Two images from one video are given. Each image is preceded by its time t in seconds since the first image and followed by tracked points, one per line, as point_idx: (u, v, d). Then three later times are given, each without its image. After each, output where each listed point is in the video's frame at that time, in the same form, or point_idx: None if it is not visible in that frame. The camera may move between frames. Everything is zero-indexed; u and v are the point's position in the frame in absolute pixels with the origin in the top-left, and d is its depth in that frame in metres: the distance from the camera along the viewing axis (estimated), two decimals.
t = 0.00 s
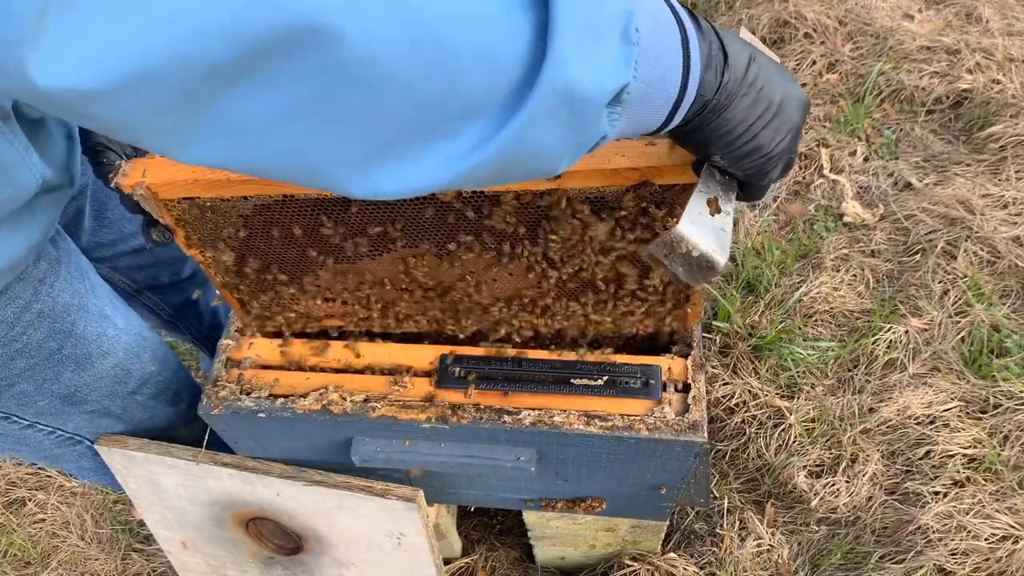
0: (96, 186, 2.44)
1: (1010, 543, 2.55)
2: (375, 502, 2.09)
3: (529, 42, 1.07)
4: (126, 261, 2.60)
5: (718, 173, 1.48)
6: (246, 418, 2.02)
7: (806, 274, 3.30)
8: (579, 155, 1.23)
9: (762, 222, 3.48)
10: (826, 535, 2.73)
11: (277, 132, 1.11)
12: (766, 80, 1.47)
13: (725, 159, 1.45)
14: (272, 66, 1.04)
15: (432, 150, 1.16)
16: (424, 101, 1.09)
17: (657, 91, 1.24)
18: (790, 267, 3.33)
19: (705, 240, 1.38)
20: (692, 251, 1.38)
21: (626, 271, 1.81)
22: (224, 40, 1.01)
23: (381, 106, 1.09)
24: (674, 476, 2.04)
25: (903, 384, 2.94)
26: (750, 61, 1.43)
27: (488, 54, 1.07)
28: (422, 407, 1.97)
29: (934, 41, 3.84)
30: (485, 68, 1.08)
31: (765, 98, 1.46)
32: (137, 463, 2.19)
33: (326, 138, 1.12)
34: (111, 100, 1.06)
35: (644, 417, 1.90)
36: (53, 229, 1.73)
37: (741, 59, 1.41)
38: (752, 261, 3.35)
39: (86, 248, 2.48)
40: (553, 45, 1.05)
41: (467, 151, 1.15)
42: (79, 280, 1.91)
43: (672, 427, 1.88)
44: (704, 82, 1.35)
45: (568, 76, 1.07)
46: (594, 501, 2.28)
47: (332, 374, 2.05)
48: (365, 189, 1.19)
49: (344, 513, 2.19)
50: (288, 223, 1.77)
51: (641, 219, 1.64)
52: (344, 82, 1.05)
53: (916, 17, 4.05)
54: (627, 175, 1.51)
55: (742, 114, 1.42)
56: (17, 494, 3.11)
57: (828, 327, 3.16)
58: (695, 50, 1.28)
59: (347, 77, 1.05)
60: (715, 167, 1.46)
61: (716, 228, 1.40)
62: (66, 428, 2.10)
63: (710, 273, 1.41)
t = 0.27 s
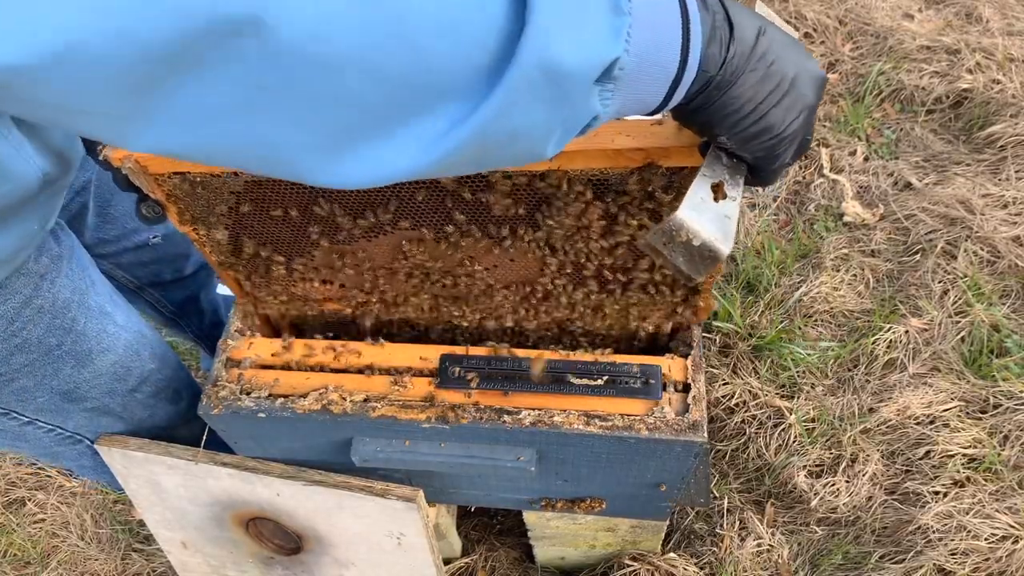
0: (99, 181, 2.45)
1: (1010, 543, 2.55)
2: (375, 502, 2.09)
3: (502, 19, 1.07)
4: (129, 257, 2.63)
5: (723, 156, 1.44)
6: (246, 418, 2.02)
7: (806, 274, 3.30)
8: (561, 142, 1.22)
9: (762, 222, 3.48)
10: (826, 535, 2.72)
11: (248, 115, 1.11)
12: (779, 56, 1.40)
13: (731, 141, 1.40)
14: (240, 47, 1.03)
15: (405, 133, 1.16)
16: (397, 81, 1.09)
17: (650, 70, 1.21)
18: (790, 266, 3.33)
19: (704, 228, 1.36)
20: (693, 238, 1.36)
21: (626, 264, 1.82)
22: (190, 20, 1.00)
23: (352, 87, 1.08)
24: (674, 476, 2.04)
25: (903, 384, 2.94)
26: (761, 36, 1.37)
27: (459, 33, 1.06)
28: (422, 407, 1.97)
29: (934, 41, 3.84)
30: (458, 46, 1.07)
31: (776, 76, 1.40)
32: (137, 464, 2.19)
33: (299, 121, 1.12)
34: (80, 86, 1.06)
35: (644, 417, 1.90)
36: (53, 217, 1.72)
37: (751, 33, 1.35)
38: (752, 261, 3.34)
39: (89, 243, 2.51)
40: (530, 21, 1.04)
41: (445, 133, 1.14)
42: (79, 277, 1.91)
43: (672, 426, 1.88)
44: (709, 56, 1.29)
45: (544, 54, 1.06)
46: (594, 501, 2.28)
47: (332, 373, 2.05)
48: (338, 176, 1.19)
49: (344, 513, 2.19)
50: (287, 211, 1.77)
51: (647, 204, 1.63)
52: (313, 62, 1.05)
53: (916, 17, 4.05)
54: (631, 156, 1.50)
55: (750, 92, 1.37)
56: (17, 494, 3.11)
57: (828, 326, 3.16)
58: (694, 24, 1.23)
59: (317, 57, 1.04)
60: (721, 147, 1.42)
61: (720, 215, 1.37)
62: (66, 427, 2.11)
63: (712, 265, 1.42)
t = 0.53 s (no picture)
0: (107, 176, 2.45)
1: (1010, 543, 2.55)
2: (374, 502, 2.09)
3: (479, 18, 1.05)
4: (141, 254, 2.63)
5: (721, 155, 1.41)
6: (246, 418, 2.02)
7: (806, 274, 3.30)
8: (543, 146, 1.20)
9: (762, 222, 3.48)
10: (826, 535, 2.72)
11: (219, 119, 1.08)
12: (776, 48, 1.37)
13: (726, 138, 1.38)
14: (210, 52, 1.00)
15: (384, 136, 1.14)
16: (373, 82, 1.06)
17: (641, 63, 1.16)
18: (790, 267, 3.33)
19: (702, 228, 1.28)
20: (685, 241, 1.27)
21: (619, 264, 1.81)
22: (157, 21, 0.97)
23: (325, 88, 1.06)
24: (674, 476, 2.04)
25: (903, 384, 2.94)
26: (757, 29, 1.34)
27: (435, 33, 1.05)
28: (422, 407, 1.97)
29: (934, 42, 3.84)
30: (435, 45, 1.05)
31: (772, 69, 1.37)
32: (137, 464, 2.19)
33: (273, 123, 1.09)
34: (43, 96, 1.02)
35: (644, 417, 1.90)
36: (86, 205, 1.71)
37: (745, 26, 1.32)
38: (752, 261, 3.35)
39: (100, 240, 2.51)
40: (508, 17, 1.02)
41: (424, 136, 1.12)
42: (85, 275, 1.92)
43: (672, 426, 1.88)
44: (699, 50, 1.28)
45: (527, 51, 1.04)
46: (594, 501, 2.28)
47: (333, 374, 2.05)
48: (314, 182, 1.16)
49: (344, 514, 2.19)
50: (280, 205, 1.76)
51: (644, 201, 1.64)
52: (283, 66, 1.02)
53: (916, 18, 4.06)
54: (627, 151, 1.50)
55: (745, 87, 1.35)
56: (17, 494, 3.11)
57: (828, 327, 3.16)
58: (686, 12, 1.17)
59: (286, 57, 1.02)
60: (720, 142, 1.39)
61: (715, 215, 1.31)
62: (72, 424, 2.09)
63: (709, 269, 1.31)
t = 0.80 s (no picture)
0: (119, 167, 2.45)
1: (1010, 543, 2.56)
2: (375, 502, 2.09)
3: (467, 31, 1.04)
4: (153, 245, 2.63)
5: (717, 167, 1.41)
6: (246, 418, 2.02)
7: (806, 274, 3.30)
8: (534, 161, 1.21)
9: (762, 222, 3.47)
10: (826, 535, 2.72)
11: (205, 139, 1.06)
12: (774, 56, 1.36)
13: (723, 148, 1.38)
14: (192, 78, 0.99)
15: (372, 158, 1.13)
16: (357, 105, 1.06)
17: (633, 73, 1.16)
18: (790, 267, 3.33)
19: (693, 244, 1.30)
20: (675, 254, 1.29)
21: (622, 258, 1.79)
22: (134, 38, 0.95)
23: (309, 111, 1.05)
24: (674, 476, 2.04)
25: (903, 384, 2.94)
26: (753, 37, 1.33)
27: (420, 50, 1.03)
28: (422, 407, 1.97)
29: (934, 41, 3.84)
30: (417, 65, 1.04)
31: (768, 79, 1.36)
32: (137, 464, 2.19)
33: (255, 146, 1.08)
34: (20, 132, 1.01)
35: (644, 417, 1.90)
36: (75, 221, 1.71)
37: (741, 34, 1.31)
38: (752, 261, 3.34)
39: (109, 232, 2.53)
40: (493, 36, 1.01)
41: (411, 156, 1.11)
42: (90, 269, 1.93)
43: (672, 426, 1.88)
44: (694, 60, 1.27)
45: (513, 70, 1.03)
46: (594, 501, 2.28)
47: (332, 374, 2.05)
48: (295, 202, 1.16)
49: (344, 514, 2.19)
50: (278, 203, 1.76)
51: (641, 206, 1.66)
52: (270, 81, 1.01)
53: (916, 18, 4.05)
54: (623, 155, 1.50)
55: (743, 97, 1.34)
56: (17, 494, 3.11)
57: (828, 327, 3.16)
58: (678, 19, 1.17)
59: (275, 75, 1.00)
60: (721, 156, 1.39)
61: (709, 229, 1.32)
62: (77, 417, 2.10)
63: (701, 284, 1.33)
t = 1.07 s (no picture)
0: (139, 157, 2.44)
1: (1010, 543, 2.57)
2: (375, 502, 2.09)
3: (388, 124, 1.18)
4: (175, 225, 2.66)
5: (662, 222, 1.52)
6: (246, 418, 2.01)
7: (806, 274, 3.30)
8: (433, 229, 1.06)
9: (762, 221, 3.46)
10: (826, 535, 2.73)
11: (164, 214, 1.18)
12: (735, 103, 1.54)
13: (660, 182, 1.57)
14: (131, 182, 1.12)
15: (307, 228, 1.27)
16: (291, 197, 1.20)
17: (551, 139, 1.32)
18: (790, 267, 3.33)
19: (772, 58, 1.38)
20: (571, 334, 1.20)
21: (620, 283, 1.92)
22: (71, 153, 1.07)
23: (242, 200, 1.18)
24: (674, 476, 2.04)
25: (903, 384, 2.93)
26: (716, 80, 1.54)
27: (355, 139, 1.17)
28: (422, 407, 1.97)
29: (934, 41, 3.84)
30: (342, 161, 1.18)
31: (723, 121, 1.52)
32: (137, 464, 2.19)
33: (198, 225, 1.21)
34: None
35: (644, 417, 1.90)
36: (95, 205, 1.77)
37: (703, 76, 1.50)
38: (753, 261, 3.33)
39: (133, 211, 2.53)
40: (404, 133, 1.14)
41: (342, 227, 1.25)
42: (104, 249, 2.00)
43: (672, 426, 1.88)
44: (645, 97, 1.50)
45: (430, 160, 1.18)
46: (594, 501, 2.28)
47: (332, 374, 2.05)
48: (187, 265, 0.98)
49: (344, 514, 2.19)
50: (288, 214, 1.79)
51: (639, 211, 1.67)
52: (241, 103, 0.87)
53: (916, 17, 4.04)
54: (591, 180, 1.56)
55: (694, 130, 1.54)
56: (17, 494, 3.11)
57: (828, 327, 3.15)
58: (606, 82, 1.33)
59: (234, 107, 0.86)
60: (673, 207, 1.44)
61: (609, 305, 1.19)
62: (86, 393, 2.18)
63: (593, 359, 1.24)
